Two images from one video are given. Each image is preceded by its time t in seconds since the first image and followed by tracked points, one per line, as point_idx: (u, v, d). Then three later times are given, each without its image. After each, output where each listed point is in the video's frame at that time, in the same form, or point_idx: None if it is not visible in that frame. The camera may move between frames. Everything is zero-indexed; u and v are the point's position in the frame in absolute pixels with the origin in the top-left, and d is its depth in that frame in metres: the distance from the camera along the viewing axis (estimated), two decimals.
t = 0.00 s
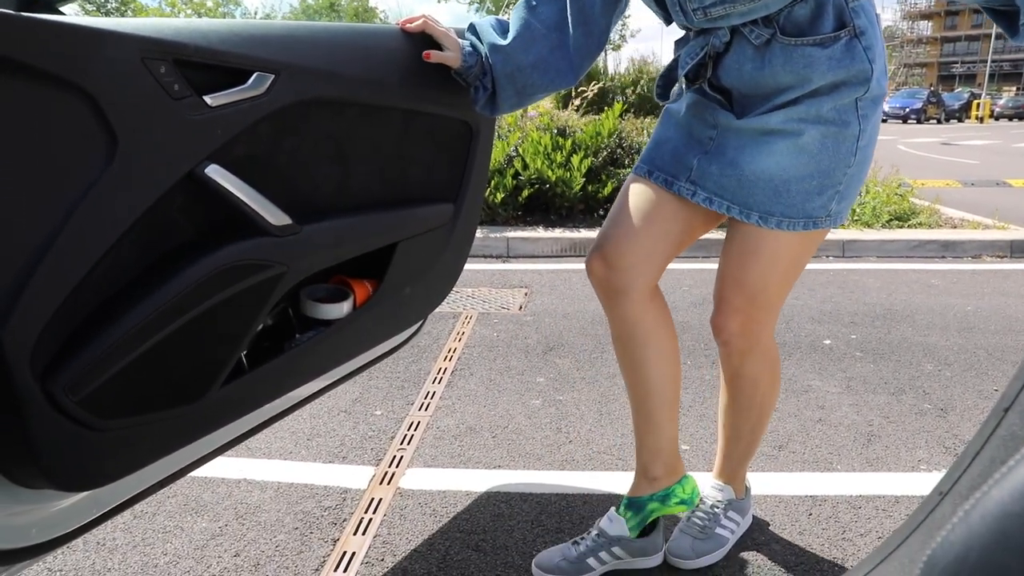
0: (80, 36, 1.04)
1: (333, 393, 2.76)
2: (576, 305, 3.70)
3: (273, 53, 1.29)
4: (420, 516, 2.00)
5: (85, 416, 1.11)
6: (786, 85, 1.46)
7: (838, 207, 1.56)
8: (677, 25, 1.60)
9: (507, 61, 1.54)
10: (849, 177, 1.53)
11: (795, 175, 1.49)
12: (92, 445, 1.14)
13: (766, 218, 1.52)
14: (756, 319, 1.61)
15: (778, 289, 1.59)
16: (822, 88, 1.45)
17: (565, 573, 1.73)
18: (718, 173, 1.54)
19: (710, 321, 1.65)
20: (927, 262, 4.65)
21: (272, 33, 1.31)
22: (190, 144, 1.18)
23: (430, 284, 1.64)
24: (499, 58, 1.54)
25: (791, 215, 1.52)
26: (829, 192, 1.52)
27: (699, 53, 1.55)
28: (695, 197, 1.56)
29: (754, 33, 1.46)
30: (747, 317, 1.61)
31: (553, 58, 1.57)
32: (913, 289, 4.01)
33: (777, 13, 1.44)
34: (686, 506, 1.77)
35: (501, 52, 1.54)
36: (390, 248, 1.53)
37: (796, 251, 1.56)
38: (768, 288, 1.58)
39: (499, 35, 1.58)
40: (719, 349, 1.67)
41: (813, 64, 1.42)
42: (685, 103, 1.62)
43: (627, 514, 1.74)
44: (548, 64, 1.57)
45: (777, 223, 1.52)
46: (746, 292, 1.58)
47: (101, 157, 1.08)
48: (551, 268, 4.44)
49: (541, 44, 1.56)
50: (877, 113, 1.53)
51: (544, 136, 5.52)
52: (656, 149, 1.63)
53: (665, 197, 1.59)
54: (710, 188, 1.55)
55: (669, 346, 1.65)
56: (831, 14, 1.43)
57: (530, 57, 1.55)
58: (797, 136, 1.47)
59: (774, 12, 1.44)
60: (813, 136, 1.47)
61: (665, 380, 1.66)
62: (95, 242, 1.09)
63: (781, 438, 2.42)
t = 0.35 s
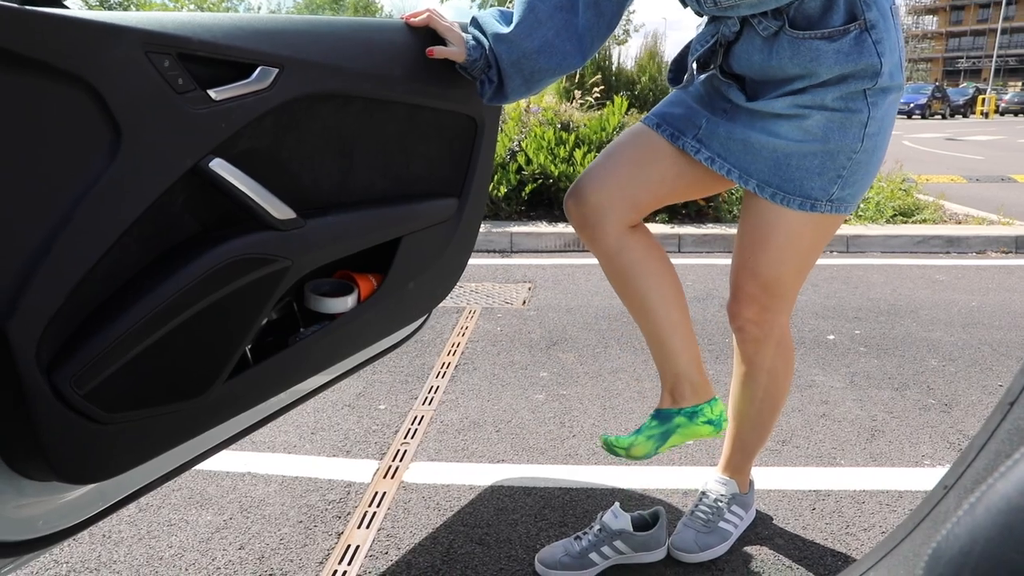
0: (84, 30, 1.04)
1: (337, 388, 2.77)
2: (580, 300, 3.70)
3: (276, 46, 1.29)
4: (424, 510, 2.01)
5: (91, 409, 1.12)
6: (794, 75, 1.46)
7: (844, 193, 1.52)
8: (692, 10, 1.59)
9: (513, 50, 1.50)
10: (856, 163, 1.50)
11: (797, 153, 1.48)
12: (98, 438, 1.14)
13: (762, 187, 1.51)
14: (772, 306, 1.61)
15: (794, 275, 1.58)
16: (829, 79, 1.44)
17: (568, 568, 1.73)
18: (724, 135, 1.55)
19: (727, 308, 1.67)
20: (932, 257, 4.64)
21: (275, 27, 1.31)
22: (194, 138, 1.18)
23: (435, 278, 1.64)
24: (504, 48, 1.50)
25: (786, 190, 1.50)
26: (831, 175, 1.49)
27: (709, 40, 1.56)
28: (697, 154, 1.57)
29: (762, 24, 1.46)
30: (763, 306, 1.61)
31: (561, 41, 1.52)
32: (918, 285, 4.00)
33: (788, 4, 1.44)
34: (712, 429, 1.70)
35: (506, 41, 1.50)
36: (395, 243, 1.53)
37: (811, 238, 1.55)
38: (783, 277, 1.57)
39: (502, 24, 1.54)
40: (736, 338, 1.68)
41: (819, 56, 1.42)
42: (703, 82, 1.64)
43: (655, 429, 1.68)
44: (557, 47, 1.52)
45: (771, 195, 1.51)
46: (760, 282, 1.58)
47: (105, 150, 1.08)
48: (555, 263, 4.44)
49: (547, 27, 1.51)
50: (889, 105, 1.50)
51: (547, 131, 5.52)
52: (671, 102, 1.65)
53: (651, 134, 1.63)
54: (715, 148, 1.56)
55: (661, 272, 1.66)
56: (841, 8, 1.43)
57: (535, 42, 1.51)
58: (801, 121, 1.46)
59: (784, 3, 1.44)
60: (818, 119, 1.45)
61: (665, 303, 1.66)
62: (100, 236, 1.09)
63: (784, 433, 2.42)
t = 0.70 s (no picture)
0: (85, 30, 1.04)
1: (339, 387, 2.77)
2: (581, 298, 3.70)
3: (277, 46, 1.29)
4: (425, 509, 2.01)
5: (92, 408, 1.12)
6: (792, 71, 1.46)
7: (840, 188, 1.52)
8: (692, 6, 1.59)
9: (513, 47, 1.49)
10: (852, 159, 1.50)
11: (793, 148, 1.48)
12: (99, 437, 1.14)
13: (758, 181, 1.51)
14: (770, 303, 1.61)
15: (791, 272, 1.58)
16: (827, 76, 1.44)
17: (568, 567, 1.74)
18: (723, 131, 1.55)
19: (726, 306, 1.66)
20: (933, 255, 4.63)
21: (276, 26, 1.31)
22: (195, 138, 1.18)
23: (436, 277, 1.64)
24: (504, 45, 1.49)
25: (782, 185, 1.50)
26: (827, 171, 1.49)
27: (709, 36, 1.57)
28: (695, 149, 1.57)
29: (762, 21, 1.46)
30: (761, 302, 1.61)
31: (561, 34, 1.51)
32: (920, 283, 4.00)
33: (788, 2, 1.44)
34: (691, 430, 1.68)
35: (506, 38, 1.49)
36: (396, 242, 1.53)
37: (809, 234, 1.55)
38: (782, 273, 1.57)
39: (503, 20, 1.53)
40: (735, 335, 1.68)
41: (817, 53, 1.42)
42: (702, 79, 1.64)
43: (633, 422, 1.66)
44: (557, 41, 1.51)
45: (766, 189, 1.51)
46: (759, 278, 1.58)
47: (106, 150, 1.08)
48: (556, 262, 4.44)
49: (547, 21, 1.50)
50: (886, 102, 1.49)
51: (548, 130, 5.52)
52: (671, 99, 1.65)
53: (650, 131, 1.63)
54: (712, 143, 1.56)
55: (653, 271, 1.66)
56: (840, 5, 1.43)
57: (535, 38, 1.50)
58: (797, 116, 1.46)
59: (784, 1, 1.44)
60: (814, 115, 1.45)
61: (656, 303, 1.66)
62: (101, 235, 1.09)
63: (785, 431, 2.42)
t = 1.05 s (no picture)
0: (87, 26, 1.04)
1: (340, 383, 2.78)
2: (582, 295, 3.70)
3: (279, 41, 1.29)
4: (427, 505, 2.01)
5: (95, 404, 1.12)
6: (793, 68, 1.46)
7: (840, 184, 1.52)
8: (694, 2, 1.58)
9: (515, 43, 1.49)
10: (852, 155, 1.49)
11: (794, 144, 1.48)
12: (101, 433, 1.14)
13: (759, 177, 1.51)
14: (770, 299, 1.61)
15: (791, 268, 1.58)
16: (828, 72, 1.44)
17: (569, 564, 1.74)
18: (724, 126, 1.54)
19: (727, 302, 1.67)
20: (936, 253, 4.62)
21: (278, 22, 1.31)
22: (197, 134, 1.18)
23: (437, 273, 1.64)
24: (506, 41, 1.48)
25: (783, 180, 1.50)
26: (827, 166, 1.49)
27: (710, 32, 1.56)
28: (696, 145, 1.56)
29: (764, 17, 1.46)
30: (761, 299, 1.61)
31: (563, 30, 1.50)
32: (922, 280, 3.99)
33: None
34: (680, 419, 1.67)
35: (508, 34, 1.48)
36: (397, 238, 1.53)
37: (809, 231, 1.55)
38: (782, 269, 1.57)
39: (505, 17, 1.52)
40: (735, 331, 1.68)
41: (818, 49, 1.41)
42: (704, 75, 1.64)
43: (631, 448, 1.66)
44: (560, 38, 1.50)
45: (767, 185, 1.51)
46: (760, 274, 1.58)
47: (107, 146, 1.08)
48: (558, 259, 4.43)
49: (550, 17, 1.49)
50: (886, 99, 1.49)
51: (550, 127, 5.51)
52: (672, 95, 1.64)
53: (650, 125, 1.63)
54: (714, 138, 1.55)
55: (644, 271, 1.65)
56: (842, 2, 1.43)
57: (538, 34, 1.49)
58: (798, 112, 1.46)
59: None
60: (815, 111, 1.45)
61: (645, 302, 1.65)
62: (103, 231, 1.09)
63: (787, 429, 2.42)
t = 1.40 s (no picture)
0: (85, 26, 1.04)
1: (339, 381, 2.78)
2: (582, 293, 3.70)
3: (277, 40, 1.29)
4: (427, 503, 2.01)
5: (94, 404, 1.12)
6: (792, 65, 1.45)
7: (839, 182, 1.51)
8: None
9: (511, 42, 1.48)
10: (852, 154, 1.49)
11: (793, 142, 1.47)
12: (100, 433, 1.14)
13: (758, 175, 1.51)
14: (770, 298, 1.61)
15: (791, 268, 1.58)
16: (827, 70, 1.44)
17: (569, 562, 1.74)
18: (723, 124, 1.54)
19: (726, 300, 1.67)
20: (935, 251, 4.62)
21: (277, 22, 1.31)
22: (195, 133, 1.18)
23: (436, 272, 1.64)
24: (502, 40, 1.48)
25: (782, 179, 1.50)
26: (826, 165, 1.49)
27: (710, 29, 1.56)
28: (695, 143, 1.56)
29: (763, 15, 1.45)
30: (761, 298, 1.61)
31: (560, 28, 1.49)
32: (921, 278, 3.99)
33: None
34: (681, 407, 1.68)
35: (504, 33, 1.48)
36: (396, 237, 1.53)
37: (809, 230, 1.55)
38: (782, 267, 1.57)
39: (502, 14, 1.51)
40: (733, 329, 1.68)
41: (817, 47, 1.41)
42: (703, 73, 1.64)
43: (647, 451, 1.69)
44: (556, 36, 1.49)
45: (766, 183, 1.51)
46: (759, 273, 1.58)
47: (105, 145, 1.08)
48: (558, 257, 4.43)
49: (547, 15, 1.47)
50: (886, 97, 1.49)
51: (550, 124, 5.51)
52: (671, 93, 1.64)
53: (650, 123, 1.63)
54: (713, 137, 1.55)
55: (645, 270, 1.65)
56: None
57: (534, 32, 1.48)
58: (797, 111, 1.46)
59: None
60: (814, 109, 1.45)
61: (646, 301, 1.65)
62: (102, 231, 1.09)
63: (786, 427, 2.42)
